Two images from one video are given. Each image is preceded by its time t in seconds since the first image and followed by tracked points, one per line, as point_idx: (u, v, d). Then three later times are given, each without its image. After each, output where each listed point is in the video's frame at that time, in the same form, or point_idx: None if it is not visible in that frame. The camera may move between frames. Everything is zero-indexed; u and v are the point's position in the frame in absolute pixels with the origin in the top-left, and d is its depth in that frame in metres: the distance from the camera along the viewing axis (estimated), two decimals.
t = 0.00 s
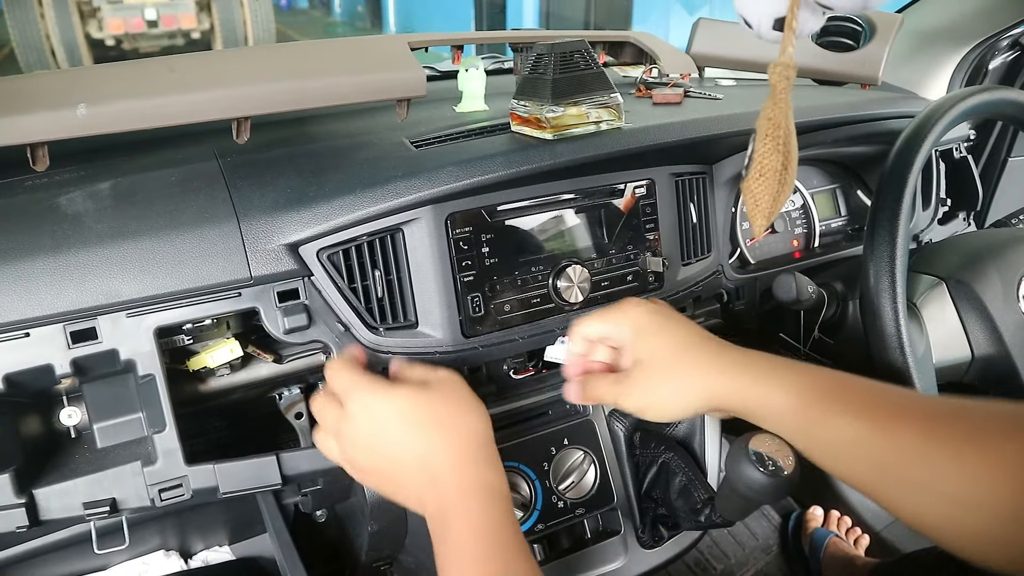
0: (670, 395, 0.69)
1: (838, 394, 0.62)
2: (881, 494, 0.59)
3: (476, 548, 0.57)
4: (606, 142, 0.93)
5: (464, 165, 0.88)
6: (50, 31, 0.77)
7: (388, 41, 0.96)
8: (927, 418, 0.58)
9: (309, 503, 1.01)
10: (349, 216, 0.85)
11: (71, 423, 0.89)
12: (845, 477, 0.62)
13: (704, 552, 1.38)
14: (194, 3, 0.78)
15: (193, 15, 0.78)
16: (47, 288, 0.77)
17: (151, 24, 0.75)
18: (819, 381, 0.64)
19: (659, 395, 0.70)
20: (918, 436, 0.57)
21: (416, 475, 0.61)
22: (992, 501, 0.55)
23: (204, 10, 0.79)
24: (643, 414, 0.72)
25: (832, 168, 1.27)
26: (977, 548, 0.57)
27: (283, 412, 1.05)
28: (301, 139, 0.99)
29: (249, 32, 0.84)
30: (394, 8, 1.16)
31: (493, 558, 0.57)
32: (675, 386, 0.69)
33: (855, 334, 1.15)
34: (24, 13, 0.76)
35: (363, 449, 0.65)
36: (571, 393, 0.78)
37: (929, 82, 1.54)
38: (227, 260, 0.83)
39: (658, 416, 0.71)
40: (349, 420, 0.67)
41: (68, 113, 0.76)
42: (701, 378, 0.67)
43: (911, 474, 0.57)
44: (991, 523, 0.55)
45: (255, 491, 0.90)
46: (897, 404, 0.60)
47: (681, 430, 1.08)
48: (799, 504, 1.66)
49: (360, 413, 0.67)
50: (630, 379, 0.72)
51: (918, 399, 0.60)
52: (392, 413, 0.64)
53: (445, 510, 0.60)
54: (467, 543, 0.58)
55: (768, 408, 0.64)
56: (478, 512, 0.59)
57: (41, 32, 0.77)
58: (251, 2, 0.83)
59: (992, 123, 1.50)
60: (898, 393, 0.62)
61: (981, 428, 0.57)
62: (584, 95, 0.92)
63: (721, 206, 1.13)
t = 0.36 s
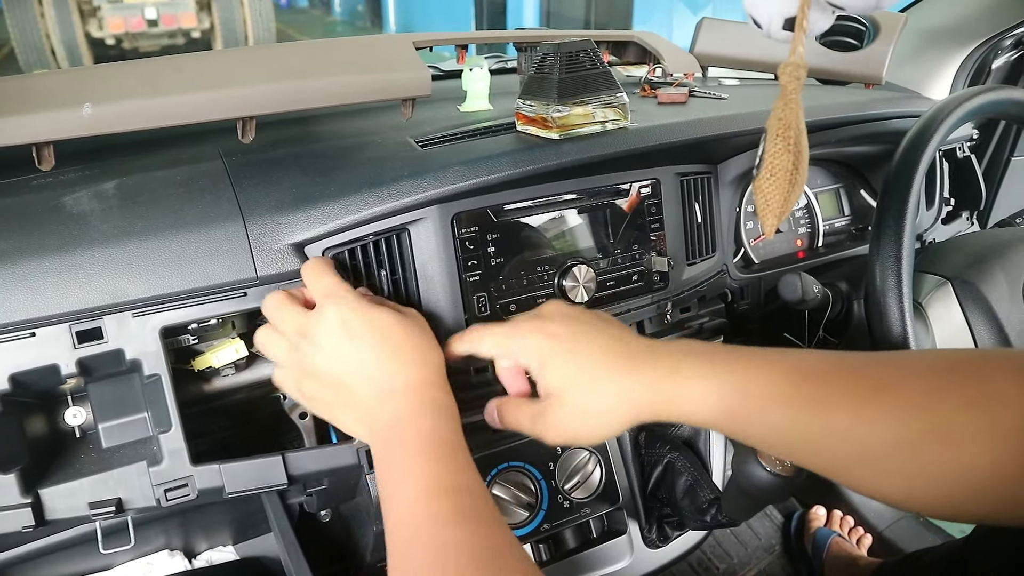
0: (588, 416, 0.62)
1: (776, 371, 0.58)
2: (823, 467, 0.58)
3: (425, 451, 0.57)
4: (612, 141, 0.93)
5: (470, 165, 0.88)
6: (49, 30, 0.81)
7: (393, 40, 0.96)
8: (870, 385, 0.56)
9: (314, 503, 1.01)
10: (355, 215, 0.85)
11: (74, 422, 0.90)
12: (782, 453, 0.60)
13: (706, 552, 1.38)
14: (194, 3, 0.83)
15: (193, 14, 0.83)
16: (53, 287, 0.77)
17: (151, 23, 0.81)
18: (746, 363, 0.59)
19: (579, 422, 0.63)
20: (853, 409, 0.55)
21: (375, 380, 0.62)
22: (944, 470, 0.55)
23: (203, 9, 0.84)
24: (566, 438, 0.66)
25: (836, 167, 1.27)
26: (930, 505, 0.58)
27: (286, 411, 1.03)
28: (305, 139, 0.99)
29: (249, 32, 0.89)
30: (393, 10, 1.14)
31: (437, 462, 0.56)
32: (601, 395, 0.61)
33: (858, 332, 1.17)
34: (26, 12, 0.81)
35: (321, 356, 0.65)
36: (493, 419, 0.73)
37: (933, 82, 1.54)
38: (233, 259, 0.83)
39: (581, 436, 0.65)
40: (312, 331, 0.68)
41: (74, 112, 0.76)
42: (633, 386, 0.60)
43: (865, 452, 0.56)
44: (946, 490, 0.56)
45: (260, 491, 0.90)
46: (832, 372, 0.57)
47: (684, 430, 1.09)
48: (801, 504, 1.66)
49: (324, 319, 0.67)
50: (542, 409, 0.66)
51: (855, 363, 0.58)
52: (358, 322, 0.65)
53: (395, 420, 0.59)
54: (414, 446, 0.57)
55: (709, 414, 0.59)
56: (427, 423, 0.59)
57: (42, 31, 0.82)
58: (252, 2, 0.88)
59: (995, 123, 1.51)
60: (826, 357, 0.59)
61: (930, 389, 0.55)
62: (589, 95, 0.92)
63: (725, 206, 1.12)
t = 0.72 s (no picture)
0: (624, 450, 0.67)
1: (795, 384, 0.62)
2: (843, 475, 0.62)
3: (295, 454, 0.62)
4: (620, 140, 0.93)
5: (478, 164, 0.88)
6: (51, 29, 0.82)
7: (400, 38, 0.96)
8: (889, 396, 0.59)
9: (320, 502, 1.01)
10: (363, 214, 0.85)
11: (81, 422, 0.89)
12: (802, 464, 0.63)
13: (710, 551, 1.39)
14: (195, 2, 0.85)
15: (193, 14, 0.85)
16: (61, 286, 0.77)
17: (151, 23, 0.83)
18: (767, 380, 0.62)
19: (621, 458, 0.67)
20: (872, 423, 0.59)
21: (282, 386, 0.69)
22: (964, 480, 0.58)
23: (204, 8, 0.85)
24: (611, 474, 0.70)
25: (841, 167, 1.27)
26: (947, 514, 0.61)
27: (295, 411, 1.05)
28: (312, 138, 0.99)
29: (250, 33, 0.89)
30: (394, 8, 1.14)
31: (304, 463, 0.62)
32: (619, 419, 0.66)
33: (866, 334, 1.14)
34: (26, 13, 0.82)
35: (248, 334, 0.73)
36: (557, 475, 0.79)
37: (938, 81, 1.54)
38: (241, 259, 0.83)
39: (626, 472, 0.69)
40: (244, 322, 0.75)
41: (81, 111, 0.75)
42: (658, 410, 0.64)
43: (887, 462, 0.59)
44: (967, 502, 0.59)
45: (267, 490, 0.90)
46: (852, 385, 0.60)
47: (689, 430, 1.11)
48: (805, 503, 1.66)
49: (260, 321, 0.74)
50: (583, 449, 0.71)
51: (876, 375, 0.61)
52: (286, 341, 0.72)
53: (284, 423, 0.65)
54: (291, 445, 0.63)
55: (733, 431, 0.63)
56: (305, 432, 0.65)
57: (42, 31, 0.82)
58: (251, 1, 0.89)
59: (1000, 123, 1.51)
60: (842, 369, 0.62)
61: (949, 398, 0.59)
62: (596, 95, 0.92)
63: (731, 206, 1.12)
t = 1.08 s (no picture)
0: (633, 454, 0.71)
1: (803, 396, 0.67)
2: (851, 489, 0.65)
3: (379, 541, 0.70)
4: (622, 140, 0.93)
5: (480, 164, 0.87)
6: (51, 30, 0.82)
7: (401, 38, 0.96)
8: (894, 412, 0.63)
9: (322, 503, 1.01)
10: (365, 215, 0.85)
11: (82, 422, 0.89)
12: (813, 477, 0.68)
13: (712, 552, 1.39)
14: (195, 2, 0.84)
15: (194, 14, 0.84)
16: (62, 287, 0.77)
17: (153, 23, 0.82)
18: (779, 390, 0.69)
19: (628, 461, 0.72)
20: (875, 434, 0.63)
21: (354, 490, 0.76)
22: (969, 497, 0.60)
23: (205, 9, 0.85)
24: (624, 481, 0.73)
25: (842, 167, 1.27)
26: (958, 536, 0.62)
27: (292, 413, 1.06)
28: (314, 139, 0.99)
29: (251, 31, 0.89)
30: (394, 8, 1.13)
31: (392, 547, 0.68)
32: (637, 427, 0.71)
33: (867, 338, 1.12)
34: (28, 14, 0.82)
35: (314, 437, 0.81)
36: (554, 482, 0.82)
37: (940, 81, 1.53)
38: (243, 259, 0.83)
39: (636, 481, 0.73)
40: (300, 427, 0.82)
41: (83, 112, 0.75)
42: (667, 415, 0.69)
43: (891, 473, 0.62)
44: (974, 521, 0.60)
45: (269, 491, 0.90)
46: (861, 399, 0.65)
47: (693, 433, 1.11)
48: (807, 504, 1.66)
49: (312, 401, 0.81)
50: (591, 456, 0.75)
51: (884, 393, 0.65)
52: (406, 419, 0.80)
53: (413, 491, 0.72)
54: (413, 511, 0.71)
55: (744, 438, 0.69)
56: (443, 515, 0.73)
57: (43, 31, 0.82)
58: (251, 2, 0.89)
59: (1001, 123, 1.51)
60: (854, 385, 0.67)
61: (954, 416, 0.61)
62: (598, 95, 0.92)
63: (732, 206, 1.12)
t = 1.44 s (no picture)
0: (648, 456, 0.69)
1: (812, 398, 0.62)
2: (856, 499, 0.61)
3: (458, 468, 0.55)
4: (626, 139, 0.93)
5: (484, 164, 0.87)
6: (53, 30, 0.82)
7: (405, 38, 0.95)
8: (904, 418, 0.58)
9: (324, 504, 1.01)
10: (368, 214, 0.84)
11: (85, 422, 0.88)
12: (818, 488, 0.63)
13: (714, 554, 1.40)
14: (197, 3, 0.85)
15: (196, 14, 0.84)
16: (65, 286, 0.77)
17: (155, 23, 0.83)
18: (788, 391, 0.64)
19: (641, 466, 0.69)
20: (882, 441, 0.58)
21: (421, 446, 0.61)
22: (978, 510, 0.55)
23: (205, 9, 0.85)
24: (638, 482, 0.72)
25: (845, 167, 1.26)
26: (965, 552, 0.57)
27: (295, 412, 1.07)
28: (317, 138, 0.99)
29: (253, 34, 0.89)
30: (394, 12, 1.13)
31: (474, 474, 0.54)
32: (646, 435, 0.68)
33: (874, 339, 1.11)
34: (31, 14, 0.82)
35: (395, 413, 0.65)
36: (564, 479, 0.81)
37: (943, 82, 1.53)
38: (245, 259, 0.83)
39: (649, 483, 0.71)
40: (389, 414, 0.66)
41: (86, 111, 0.75)
42: (681, 418, 0.65)
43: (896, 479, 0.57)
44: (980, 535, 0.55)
45: (272, 491, 0.90)
46: (868, 403, 0.60)
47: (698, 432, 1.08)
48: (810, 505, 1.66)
49: (396, 378, 0.65)
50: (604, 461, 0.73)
51: (897, 400, 0.60)
52: (467, 391, 0.62)
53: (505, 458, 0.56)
54: (483, 486, 0.53)
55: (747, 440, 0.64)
56: (520, 492, 0.53)
57: (46, 31, 0.82)
58: (253, 4, 0.89)
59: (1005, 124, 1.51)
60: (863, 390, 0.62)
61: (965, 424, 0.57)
62: (603, 94, 0.92)
63: (736, 206, 1.12)
